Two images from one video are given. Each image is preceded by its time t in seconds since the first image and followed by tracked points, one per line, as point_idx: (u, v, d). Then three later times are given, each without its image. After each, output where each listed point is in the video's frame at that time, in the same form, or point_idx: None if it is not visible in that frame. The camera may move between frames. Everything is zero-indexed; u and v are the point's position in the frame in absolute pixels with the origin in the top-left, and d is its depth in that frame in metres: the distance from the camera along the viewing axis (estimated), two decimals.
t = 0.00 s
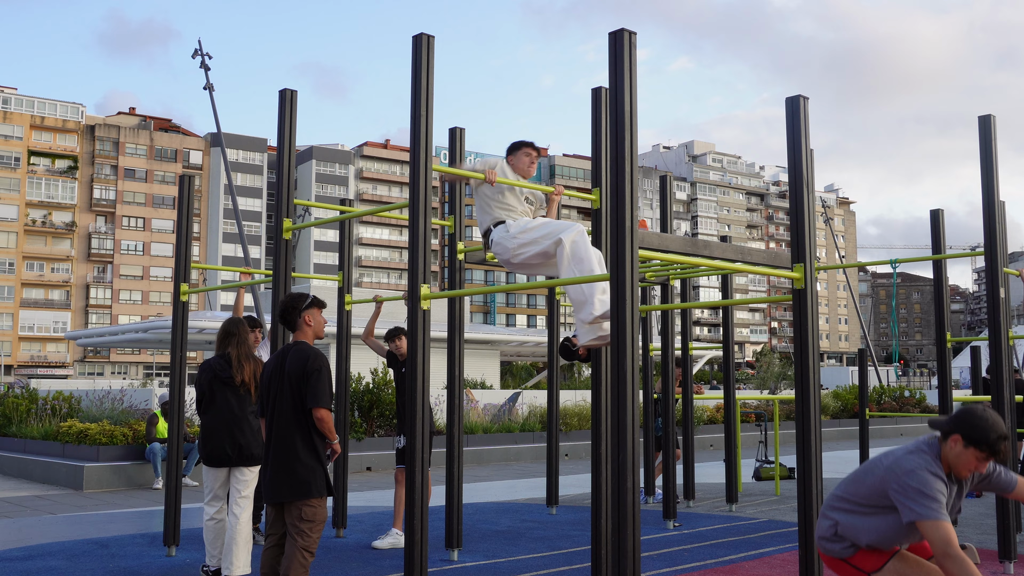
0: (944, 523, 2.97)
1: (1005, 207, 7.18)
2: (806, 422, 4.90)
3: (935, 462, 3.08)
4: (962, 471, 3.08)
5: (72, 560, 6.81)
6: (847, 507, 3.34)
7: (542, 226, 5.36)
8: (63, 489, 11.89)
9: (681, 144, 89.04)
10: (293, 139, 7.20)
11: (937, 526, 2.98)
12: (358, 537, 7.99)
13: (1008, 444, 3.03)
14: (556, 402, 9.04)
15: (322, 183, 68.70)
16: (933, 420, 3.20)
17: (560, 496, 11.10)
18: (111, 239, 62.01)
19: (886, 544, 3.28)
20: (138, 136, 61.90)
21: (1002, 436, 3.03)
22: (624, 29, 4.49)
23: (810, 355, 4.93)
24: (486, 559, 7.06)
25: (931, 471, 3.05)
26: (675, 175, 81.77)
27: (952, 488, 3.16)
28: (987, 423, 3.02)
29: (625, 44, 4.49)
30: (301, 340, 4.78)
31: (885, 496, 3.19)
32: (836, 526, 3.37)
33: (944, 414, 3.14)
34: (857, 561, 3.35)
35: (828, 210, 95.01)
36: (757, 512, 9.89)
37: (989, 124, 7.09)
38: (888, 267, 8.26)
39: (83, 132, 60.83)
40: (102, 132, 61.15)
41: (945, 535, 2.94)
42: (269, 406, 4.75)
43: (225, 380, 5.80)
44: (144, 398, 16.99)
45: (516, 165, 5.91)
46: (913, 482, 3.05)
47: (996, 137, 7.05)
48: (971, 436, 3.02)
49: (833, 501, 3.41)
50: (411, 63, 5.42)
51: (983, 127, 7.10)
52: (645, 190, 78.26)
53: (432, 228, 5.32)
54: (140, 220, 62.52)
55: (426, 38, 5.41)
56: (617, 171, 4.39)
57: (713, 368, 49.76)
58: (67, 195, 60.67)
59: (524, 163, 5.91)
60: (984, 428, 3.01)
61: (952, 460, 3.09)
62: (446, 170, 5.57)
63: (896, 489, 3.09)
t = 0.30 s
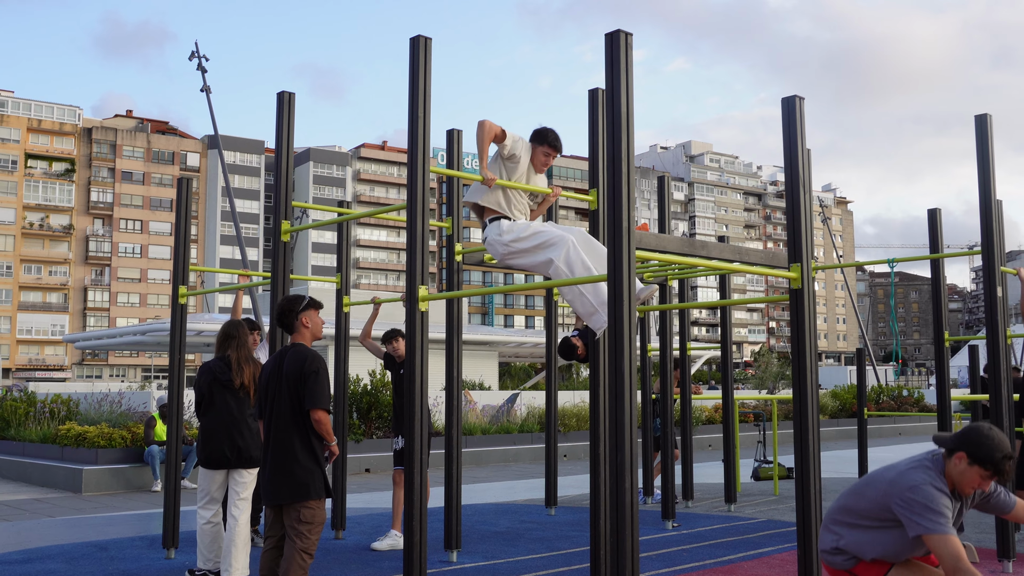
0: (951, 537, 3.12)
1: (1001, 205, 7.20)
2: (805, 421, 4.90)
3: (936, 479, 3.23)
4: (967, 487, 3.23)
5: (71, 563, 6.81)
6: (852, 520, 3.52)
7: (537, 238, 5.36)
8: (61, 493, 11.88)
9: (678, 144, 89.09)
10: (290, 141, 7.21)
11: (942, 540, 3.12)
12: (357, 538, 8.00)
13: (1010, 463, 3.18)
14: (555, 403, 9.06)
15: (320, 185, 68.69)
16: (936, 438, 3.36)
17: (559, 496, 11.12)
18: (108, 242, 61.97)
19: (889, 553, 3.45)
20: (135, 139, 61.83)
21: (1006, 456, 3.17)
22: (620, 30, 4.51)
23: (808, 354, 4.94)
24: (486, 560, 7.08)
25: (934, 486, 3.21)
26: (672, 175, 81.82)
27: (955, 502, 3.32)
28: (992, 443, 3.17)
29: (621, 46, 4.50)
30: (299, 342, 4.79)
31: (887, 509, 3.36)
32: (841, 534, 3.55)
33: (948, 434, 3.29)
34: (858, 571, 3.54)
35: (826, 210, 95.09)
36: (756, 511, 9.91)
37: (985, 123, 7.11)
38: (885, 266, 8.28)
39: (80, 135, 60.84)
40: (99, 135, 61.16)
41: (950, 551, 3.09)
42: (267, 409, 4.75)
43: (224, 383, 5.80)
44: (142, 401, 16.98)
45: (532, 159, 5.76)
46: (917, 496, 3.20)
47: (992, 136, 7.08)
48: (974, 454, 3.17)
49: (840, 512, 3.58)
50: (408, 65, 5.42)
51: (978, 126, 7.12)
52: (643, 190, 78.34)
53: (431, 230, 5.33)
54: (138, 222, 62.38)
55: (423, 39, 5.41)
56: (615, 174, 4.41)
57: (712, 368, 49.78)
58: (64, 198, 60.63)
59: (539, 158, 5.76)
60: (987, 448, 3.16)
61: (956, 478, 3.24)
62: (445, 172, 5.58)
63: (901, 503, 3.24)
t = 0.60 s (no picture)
0: (922, 462, 3.05)
1: (1002, 209, 7.19)
2: (804, 423, 4.89)
3: (935, 406, 3.18)
4: (971, 411, 3.20)
5: (68, 559, 6.79)
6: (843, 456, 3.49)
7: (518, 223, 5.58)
8: (59, 488, 11.85)
9: (679, 145, 89.12)
10: (291, 138, 7.19)
11: (914, 462, 3.05)
12: (354, 536, 7.99)
13: (1014, 386, 3.14)
14: (553, 402, 9.06)
15: (320, 182, 68.64)
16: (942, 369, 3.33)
17: (557, 495, 11.11)
18: (108, 238, 61.87)
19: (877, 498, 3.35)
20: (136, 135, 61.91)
21: (1011, 378, 3.12)
22: (623, 29, 4.49)
23: (808, 357, 4.92)
24: (483, 559, 7.06)
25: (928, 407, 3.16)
26: (673, 175, 81.88)
27: (951, 434, 3.26)
28: (996, 365, 3.13)
29: (624, 44, 4.48)
30: (298, 339, 4.79)
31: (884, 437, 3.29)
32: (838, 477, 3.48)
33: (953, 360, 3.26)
34: (856, 514, 3.41)
35: (826, 211, 95.19)
36: (755, 512, 9.90)
37: (986, 125, 7.10)
38: (886, 268, 8.27)
39: (80, 131, 60.82)
40: (99, 130, 61.22)
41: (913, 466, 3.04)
42: (265, 404, 4.74)
43: (224, 379, 5.80)
44: (141, 396, 16.97)
45: (552, 161, 5.73)
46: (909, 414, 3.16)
47: (994, 139, 7.07)
48: (977, 375, 3.14)
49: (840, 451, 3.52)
50: (410, 63, 5.40)
51: (979, 128, 7.11)
52: (643, 190, 78.34)
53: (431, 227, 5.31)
54: (138, 218, 62.39)
55: (425, 37, 5.39)
56: (616, 173, 4.39)
57: (712, 368, 49.84)
58: (64, 193, 60.50)
59: (559, 164, 5.71)
60: (992, 368, 3.12)
61: (960, 402, 3.20)
62: (446, 170, 5.57)
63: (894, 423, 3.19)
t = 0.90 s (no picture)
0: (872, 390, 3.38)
1: (1003, 209, 7.17)
2: (805, 422, 4.88)
3: (931, 331, 3.38)
4: (976, 330, 3.41)
5: (69, 556, 6.80)
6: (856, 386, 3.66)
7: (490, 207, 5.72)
8: (61, 486, 11.87)
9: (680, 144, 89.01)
10: (292, 138, 7.19)
11: (874, 384, 3.37)
12: (356, 534, 8.00)
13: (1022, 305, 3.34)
14: (554, 400, 9.05)
15: (321, 180, 68.62)
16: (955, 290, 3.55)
17: (559, 495, 11.10)
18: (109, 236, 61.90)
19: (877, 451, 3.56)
20: (137, 133, 62.16)
21: (1018, 295, 3.34)
22: (623, 28, 4.49)
23: (808, 356, 4.91)
24: (484, 557, 7.06)
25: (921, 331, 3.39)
26: (674, 174, 81.83)
27: (955, 357, 3.46)
28: (1003, 283, 3.35)
29: (625, 43, 4.48)
30: (298, 337, 4.79)
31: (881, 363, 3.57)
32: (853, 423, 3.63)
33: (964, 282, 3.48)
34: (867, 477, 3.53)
35: (828, 211, 95.17)
36: (755, 512, 9.89)
37: (988, 125, 7.09)
38: (887, 267, 8.27)
39: (81, 129, 60.86)
40: (101, 129, 61.30)
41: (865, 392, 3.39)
42: (266, 403, 4.74)
43: (225, 378, 5.80)
44: (142, 394, 16.99)
45: (547, 164, 5.72)
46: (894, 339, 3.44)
47: (995, 138, 7.06)
48: (984, 294, 3.37)
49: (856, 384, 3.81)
50: (410, 63, 5.40)
51: (981, 128, 7.11)
52: (644, 189, 78.29)
53: (431, 227, 5.32)
54: (139, 216, 62.46)
55: (425, 36, 5.39)
56: (616, 172, 4.38)
57: (713, 367, 49.83)
58: (65, 192, 60.53)
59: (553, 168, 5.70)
60: (999, 288, 3.34)
61: (965, 321, 3.41)
62: (445, 168, 5.55)
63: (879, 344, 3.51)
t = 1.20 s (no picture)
0: (868, 390, 3.36)
1: (1005, 210, 7.16)
2: (806, 421, 4.88)
3: (930, 327, 3.37)
4: (978, 323, 3.39)
5: (71, 556, 6.81)
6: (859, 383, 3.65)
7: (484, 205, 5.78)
8: (62, 486, 11.89)
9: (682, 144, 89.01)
10: (293, 137, 7.18)
11: (875, 383, 3.34)
12: (357, 534, 7.99)
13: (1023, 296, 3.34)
14: (555, 401, 9.05)
15: (323, 180, 68.61)
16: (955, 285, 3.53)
17: (560, 495, 11.10)
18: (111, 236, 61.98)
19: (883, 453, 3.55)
20: (139, 133, 62.11)
21: (1019, 287, 3.33)
22: (625, 28, 4.49)
23: (809, 356, 4.91)
24: (485, 558, 7.05)
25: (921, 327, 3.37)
26: (675, 175, 81.84)
27: (955, 351, 3.45)
28: (1003, 274, 3.35)
29: (625, 43, 4.48)
30: (298, 337, 4.78)
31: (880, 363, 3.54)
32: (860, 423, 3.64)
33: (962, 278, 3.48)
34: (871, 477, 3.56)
35: (829, 211, 95.18)
36: (757, 512, 9.89)
37: (990, 126, 7.09)
38: (888, 268, 8.26)
39: (83, 129, 60.89)
40: (103, 128, 61.39)
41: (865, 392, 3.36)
42: (267, 401, 4.75)
43: (225, 378, 5.81)
44: (143, 394, 16.99)
45: (537, 160, 5.71)
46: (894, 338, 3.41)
47: (998, 138, 7.05)
48: (985, 288, 3.36)
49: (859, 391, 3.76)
50: (411, 63, 5.39)
51: (983, 128, 7.10)
52: (645, 189, 78.26)
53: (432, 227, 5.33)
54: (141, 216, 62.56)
55: (426, 36, 5.38)
56: (618, 171, 4.38)
57: (714, 368, 49.87)
58: (67, 191, 60.57)
59: (544, 162, 5.70)
60: (998, 280, 3.34)
61: (966, 314, 3.39)
62: (447, 168, 5.55)
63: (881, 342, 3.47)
